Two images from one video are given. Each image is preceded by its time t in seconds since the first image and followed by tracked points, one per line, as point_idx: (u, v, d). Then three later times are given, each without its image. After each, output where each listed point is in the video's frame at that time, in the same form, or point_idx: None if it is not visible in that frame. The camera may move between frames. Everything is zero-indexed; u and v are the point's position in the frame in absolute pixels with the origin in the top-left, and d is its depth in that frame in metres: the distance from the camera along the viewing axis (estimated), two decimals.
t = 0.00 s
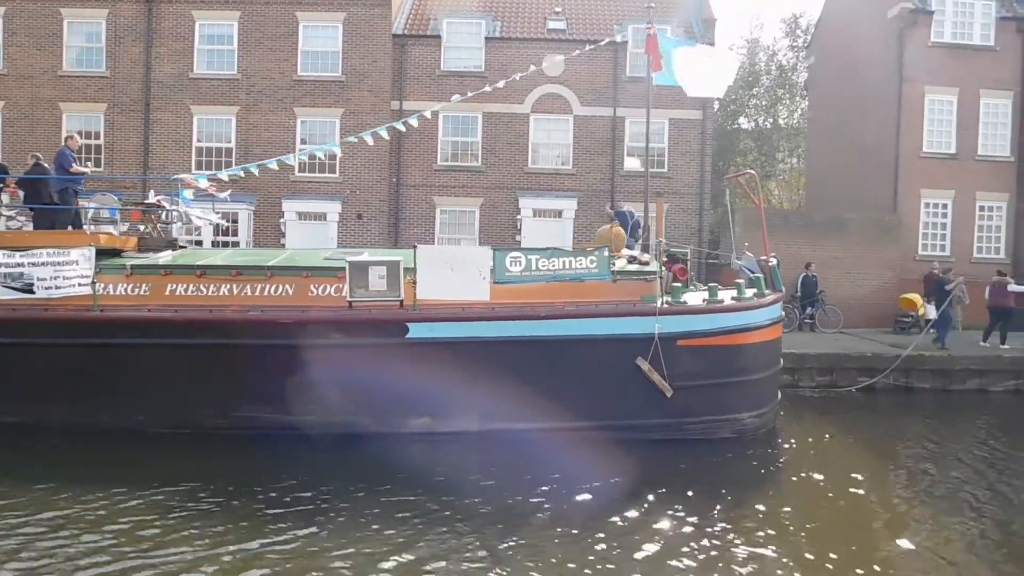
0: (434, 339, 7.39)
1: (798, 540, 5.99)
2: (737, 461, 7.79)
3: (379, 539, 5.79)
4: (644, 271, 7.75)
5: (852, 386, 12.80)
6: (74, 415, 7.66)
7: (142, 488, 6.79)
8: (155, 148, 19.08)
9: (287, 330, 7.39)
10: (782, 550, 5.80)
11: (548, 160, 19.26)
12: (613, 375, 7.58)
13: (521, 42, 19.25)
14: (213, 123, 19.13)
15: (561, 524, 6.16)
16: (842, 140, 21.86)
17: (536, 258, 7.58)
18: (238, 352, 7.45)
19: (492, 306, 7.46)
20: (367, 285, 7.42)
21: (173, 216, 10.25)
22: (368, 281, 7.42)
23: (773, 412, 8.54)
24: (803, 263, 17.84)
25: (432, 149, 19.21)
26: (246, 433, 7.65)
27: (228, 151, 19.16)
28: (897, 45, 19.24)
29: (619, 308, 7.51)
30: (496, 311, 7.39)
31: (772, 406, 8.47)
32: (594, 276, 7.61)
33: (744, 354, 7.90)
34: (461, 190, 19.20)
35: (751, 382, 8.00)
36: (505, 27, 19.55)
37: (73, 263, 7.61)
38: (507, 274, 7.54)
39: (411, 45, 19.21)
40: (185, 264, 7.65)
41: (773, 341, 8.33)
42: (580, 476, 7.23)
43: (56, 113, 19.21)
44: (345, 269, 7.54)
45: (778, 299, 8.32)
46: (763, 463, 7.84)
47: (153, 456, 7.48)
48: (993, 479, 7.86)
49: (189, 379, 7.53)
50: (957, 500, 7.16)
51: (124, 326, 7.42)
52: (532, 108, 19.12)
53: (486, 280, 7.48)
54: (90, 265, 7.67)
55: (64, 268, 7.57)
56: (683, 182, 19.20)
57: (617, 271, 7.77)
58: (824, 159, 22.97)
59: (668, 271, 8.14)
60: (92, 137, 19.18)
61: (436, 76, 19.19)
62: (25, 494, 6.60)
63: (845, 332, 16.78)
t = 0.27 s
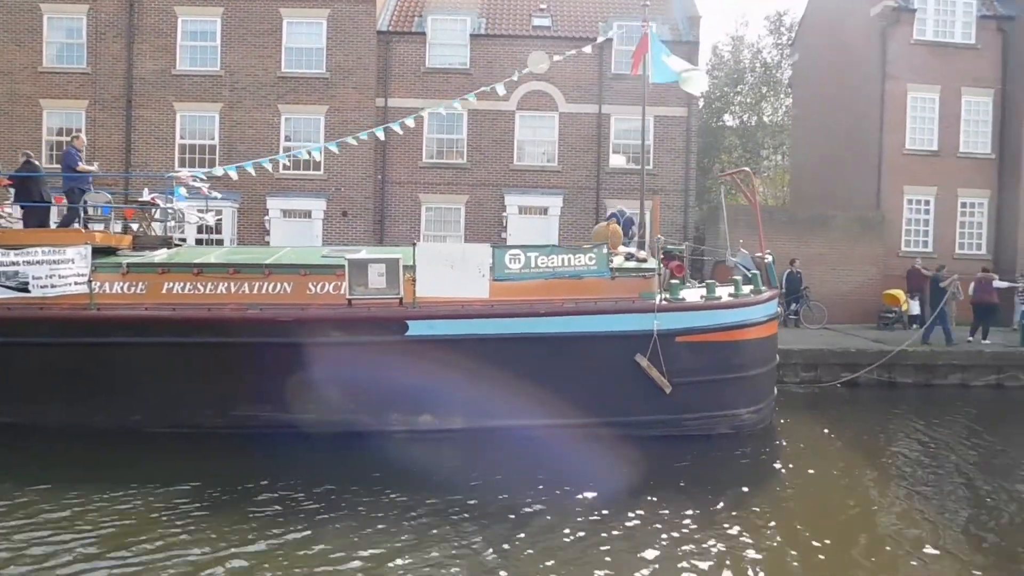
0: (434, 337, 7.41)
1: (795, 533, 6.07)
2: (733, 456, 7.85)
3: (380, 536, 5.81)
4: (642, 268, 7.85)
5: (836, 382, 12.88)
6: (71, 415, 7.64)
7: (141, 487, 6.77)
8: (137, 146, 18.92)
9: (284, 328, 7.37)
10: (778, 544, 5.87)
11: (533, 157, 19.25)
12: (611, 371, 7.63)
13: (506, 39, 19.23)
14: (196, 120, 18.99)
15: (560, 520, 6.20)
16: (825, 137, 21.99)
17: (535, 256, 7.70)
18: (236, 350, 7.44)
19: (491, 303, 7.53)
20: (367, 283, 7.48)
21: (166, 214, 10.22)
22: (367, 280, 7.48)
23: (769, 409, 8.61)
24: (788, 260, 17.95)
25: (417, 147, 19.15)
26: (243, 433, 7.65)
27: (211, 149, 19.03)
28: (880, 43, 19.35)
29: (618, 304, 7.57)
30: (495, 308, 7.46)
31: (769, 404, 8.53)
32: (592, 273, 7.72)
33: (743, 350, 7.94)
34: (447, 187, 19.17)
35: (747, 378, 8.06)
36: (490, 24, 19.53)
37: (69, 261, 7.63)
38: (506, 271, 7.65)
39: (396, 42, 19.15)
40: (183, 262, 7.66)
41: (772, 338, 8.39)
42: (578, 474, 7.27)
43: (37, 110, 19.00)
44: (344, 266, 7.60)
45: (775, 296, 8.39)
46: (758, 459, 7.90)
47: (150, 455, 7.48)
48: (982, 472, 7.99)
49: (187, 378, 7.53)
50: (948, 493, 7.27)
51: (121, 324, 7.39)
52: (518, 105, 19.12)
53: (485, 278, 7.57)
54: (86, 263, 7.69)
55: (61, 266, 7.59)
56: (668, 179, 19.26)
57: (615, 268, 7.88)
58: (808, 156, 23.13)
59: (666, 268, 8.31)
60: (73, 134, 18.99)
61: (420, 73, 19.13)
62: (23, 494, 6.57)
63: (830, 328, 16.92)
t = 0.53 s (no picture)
0: (432, 340, 7.51)
1: (786, 532, 6.15)
2: (727, 456, 7.97)
3: (378, 538, 5.86)
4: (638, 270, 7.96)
5: (819, 383, 12.98)
6: (68, 421, 7.68)
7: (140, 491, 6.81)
8: (118, 148, 18.77)
9: (281, 331, 7.47)
10: (768, 542, 5.94)
11: (517, 159, 19.27)
12: (608, 373, 7.74)
13: (490, 41, 19.24)
14: (178, 122, 18.86)
15: (555, 521, 6.25)
16: (808, 139, 22.15)
17: (533, 258, 7.79)
18: (236, 354, 7.50)
19: (490, 306, 7.62)
20: (365, 286, 7.55)
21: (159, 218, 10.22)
22: (365, 283, 7.56)
23: (766, 408, 8.80)
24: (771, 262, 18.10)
25: (401, 149, 19.12)
26: (243, 437, 7.73)
27: (193, 151, 18.90)
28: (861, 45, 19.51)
29: (613, 306, 7.69)
30: (493, 310, 7.56)
31: (764, 405, 8.66)
32: (589, 275, 7.83)
33: (738, 351, 8.07)
34: (431, 189, 19.14)
35: (743, 379, 8.19)
36: (473, 26, 19.53)
37: (63, 265, 7.62)
38: (504, 274, 7.73)
39: (379, 44, 19.12)
40: (179, 266, 7.71)
41: (767, 339, 8.51)
42: (573, 475, 7.39)
43: (15, 112, 18.80)
44: (341, 270, 7.64)
45: (769, 298, 8.51)
46: (750, 459, 8.02)
47: (148, 459, 7.53)
48: (967, 469, 8.10)
49: (186, 382, 7.59)
50: (935, 491, 7.37)
51: (119, 328, 7.44)
52: (501, 107, 19.14)
53: (484, 280, 7.66)
54: (80, 267, 7.70)
55: (54, 270, 7.58)
56: (652, 180, 19.34)
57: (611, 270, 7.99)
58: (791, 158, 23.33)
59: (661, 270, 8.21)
60: (52, 137, 18.81)
61: (404, 75, 19.11)
62: (21, 498, 6.60)
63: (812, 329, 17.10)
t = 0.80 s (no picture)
0: (435, 341, 7.54)
1: (785, 531, 6.19)
2: (728, 456, 8.06)
3: (382, 539, 5.87)
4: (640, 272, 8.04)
5: (811, 383, 13.03)
6: (67, 423, 7.66)
7: (141, 493, 6.80)
8: (108, 150, 18.69)
9: (286, 333, 7.46)
10: (769, 541, 6.00)
11: (509, 161, 19.29)
12: (611, 374, 7.79)
13: (482, 43, 19.25)
14: (169, 124, 18.80)
15: (555, 522, 6.27)
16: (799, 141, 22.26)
17: (537, 260, 7.81)
18: (239, 356, 7.50)
19: (494, 307, 7.66)
20: (368, 287, 7.57)
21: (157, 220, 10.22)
22: (368, 284, 7.58)
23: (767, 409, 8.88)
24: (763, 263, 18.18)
25: (393, 151, 19.12)
26: (244, 439, 7.73)
27: (184, 152, 18.84)
28: (852, 47, 19.58)
29: (616, 308, 7.74)
30: (496, 312, 7.59)
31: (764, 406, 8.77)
32: (592, 277, 7.86)
33: (738, 351, 8.15)
34: (424, 191, 19.13)
35: (743, 380, 8.28)
36: (465, 28, 19.54)
37: (65, 267, 7.59)
38: (507, 275, 7.76)
39: (371, 45, 19.12)
40: (181, 268, 7.67)
41: (767, 339, 8.59)
42: (575, 476, 7.43)
43: (5, 113, 18.71)
44: (344, 272, 7.65)
45: (770, 299, 8.58)
46: (750, 458, 8.09)
47: (149, 462, 7.53)
48: (962, 468, 8.20)
49: (188, 384, 7.58)
50: (931, 490, 7.42)
51: (122, 330, 7.41)
52: (493, 109, 19.16)
53: (488, 282, 7.68)
54: (83, 268, 7.66)
55: (57, 271, 7.55)
56: (644, 182, 19.38)
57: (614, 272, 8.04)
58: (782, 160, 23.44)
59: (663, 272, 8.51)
60: (42, 138, 18.72)
61: (396, 76, 19.10)
62: (22, 501, 6.57)
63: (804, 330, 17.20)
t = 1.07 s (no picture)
0: (440, 342, 7.63)
1: (786, 530, 6.26)
2: (728, 454, 8.15)
3: (389, 539, 5.93)
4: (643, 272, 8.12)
5: (800, 383, 13.11)
6: (70, 425, 7.69)
7: (147, 494, 6.85)
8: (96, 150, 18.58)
9: (291, 336, 7.53)
10: (771, 540, 6.06)
11: (499, 161, 19.29)
12: (613, 374, 7.88)
13: (472, 43, 19.25)
14: (157, 124, 18.71)
15: (557, 521, 6.33)
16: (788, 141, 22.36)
17: (540, 261, 7.89)
18: (242, 357, 7.56)
19: (498, 308, 7.75)
20: (374, 289, 7.68)
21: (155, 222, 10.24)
22: (374, 286, 7.69)
23: (766, 408, 8.99)
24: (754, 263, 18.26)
25: (382, 151, 19.10)
26: (248, 440, 7.80)
27: (173, 153, 18.75)
28: (840, 48, 19.67)
29: (618, 308, 7.82)
30: (501, 313, 7.68)
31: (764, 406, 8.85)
32: (596, 277, 7.94)
33: (739, 351, 8.26)
34: (414, 191, 19.13)
35: (744, 379, 8.39)
36: (455, 28, 19.54)
37: (68, 269, 7.65)
38: (511, 276, 7.84)
39: (361, 46, 19.09)
40: (183, 270, 7.72)
41: (767, 339, 8.70)
42: (578, 475, 7.50)
43: None
44: (348, 274, 7.74)
45: (770, 300, 8.68)
46: (749, 457, 8.18)
47: (152, 463, 7.57)
48: (957, 466, 8.31)
49: (191, 386, 7.63)
50: (925, 488, 7.50)
51: (126, 332, 7.46)
52: (483, 109, 19.17)
53: (492, 283, 7.77)
54: (85, 270, 7.71)
55: (60, 274, 7.63)
56: (634, 182, 19.43)
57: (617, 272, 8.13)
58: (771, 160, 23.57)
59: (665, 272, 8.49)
60: (29, 138, 18.59)
61: (385, 77, 19.08)
62: (27, 503, 6.60)
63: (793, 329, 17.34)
